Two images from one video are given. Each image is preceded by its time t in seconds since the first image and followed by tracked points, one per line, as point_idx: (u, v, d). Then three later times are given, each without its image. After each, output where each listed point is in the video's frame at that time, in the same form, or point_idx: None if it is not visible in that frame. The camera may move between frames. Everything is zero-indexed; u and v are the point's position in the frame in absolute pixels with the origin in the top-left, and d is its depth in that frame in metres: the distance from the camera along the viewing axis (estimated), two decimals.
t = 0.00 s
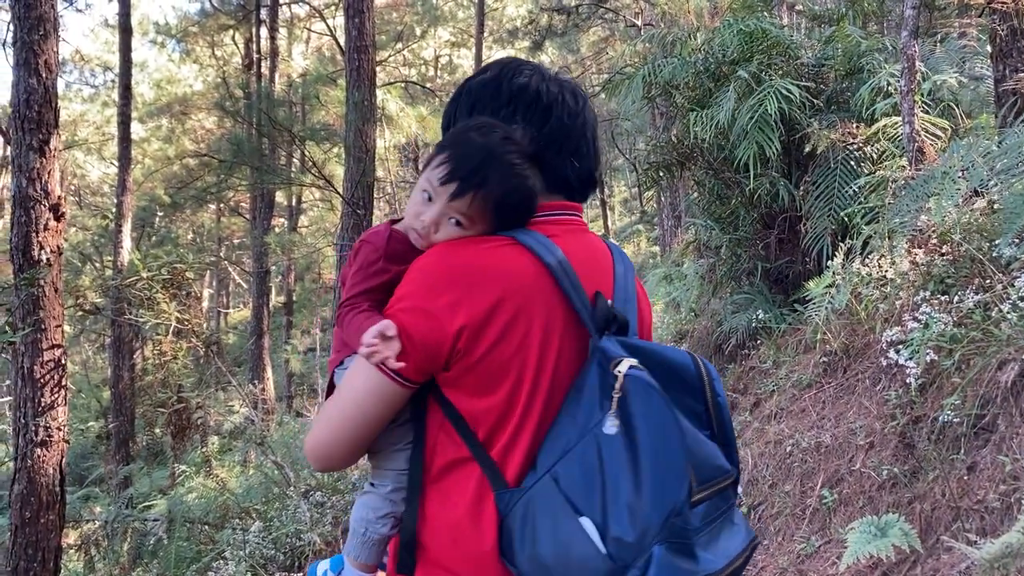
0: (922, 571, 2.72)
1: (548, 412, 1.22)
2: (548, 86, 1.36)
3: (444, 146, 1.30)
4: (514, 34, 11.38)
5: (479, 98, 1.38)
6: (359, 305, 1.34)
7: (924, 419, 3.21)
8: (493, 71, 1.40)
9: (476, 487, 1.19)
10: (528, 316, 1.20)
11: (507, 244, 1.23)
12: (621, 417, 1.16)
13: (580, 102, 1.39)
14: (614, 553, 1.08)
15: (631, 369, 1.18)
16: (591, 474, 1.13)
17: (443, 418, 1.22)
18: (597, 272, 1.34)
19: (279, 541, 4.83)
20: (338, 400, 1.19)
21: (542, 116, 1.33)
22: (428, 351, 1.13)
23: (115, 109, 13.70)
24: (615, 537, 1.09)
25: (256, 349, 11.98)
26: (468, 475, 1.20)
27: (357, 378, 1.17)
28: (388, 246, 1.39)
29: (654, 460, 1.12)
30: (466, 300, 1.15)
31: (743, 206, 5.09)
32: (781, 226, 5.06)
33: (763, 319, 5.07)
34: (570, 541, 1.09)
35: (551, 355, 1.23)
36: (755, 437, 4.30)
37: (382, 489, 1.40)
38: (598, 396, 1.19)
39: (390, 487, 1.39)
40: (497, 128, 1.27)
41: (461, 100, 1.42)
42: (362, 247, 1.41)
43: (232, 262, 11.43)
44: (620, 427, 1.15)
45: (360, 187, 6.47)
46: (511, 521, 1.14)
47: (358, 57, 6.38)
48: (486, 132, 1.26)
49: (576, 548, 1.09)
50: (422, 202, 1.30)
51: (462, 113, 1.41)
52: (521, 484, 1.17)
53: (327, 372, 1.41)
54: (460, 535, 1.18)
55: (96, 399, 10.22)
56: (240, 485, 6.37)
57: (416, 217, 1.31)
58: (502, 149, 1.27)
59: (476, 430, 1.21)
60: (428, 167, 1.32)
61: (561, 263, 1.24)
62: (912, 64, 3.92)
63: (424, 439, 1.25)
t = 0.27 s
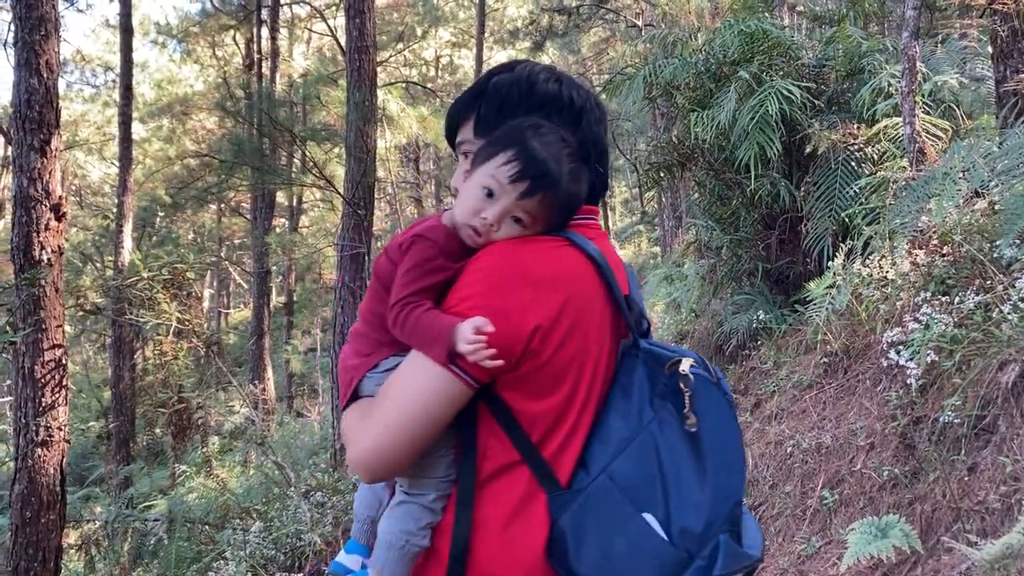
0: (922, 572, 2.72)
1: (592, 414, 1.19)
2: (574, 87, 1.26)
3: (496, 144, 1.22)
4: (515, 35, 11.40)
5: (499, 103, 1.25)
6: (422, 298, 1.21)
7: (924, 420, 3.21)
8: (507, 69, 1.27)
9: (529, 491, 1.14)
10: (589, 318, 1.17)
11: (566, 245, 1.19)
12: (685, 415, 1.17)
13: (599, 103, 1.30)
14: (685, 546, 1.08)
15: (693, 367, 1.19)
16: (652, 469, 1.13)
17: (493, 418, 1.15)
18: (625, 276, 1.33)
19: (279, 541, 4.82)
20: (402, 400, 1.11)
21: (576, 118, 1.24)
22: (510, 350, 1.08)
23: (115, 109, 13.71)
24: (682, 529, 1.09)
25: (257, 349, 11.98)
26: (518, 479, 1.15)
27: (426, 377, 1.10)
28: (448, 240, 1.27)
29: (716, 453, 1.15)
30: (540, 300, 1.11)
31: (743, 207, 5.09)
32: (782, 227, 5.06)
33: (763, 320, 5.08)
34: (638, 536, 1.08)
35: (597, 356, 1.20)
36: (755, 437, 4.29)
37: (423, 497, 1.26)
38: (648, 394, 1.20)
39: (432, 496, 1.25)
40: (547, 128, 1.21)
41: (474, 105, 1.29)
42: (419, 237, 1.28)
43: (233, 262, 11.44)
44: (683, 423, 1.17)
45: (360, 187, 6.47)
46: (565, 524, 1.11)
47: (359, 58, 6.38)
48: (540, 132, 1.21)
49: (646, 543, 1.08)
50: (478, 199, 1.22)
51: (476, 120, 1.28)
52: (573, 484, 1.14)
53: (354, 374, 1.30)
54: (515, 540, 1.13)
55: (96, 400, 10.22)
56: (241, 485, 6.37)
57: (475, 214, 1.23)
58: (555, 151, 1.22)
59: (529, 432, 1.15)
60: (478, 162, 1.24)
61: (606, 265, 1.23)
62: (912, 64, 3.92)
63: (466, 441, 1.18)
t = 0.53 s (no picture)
0: (922, 573, 2.72)
1: (626, 430, 1.26)
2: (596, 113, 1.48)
3: (556, 155, 1.30)
4: (515, 35, 11.41)
5: (532, 120, 1.44)
6: (491, 296, 1.21)
7: (924, 421, 3.21)
8: (537, 92, 1.47)
9: (577, 499, 1.15)
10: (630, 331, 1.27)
11: (611, 262, 1.29)
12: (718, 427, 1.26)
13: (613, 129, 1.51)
14: (723, 550, 1.14)
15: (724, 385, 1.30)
16: (689, 478, 1.20)
17: (545, 427, 1.18)
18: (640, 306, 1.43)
19: (279, 541, 4.82)
20: (477, 396, 1.12)
21: (601, 138, 1.44)
22: (587, 353, 1.14)
23: (116, 108, 13.70)
24: (721, 534, 1.15)
25: (257, 349, 11.98)
26: (567, 486, 1.16)
27: (502, 373, 1.12)
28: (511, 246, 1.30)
29: (745, 463, 1.24)
30: (599, 309, 1.20)
31: (743, 207, 5.09)
32: (782, 227, 5.06)
33: (763, 321, 5.08)
34: (682, 539, 1.13)
35: (629, 374, 1.28)
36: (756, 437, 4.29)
37: (473, 506, 1.22)
38: (676, 408, 1.30)
39: (482, 505, 1.22)
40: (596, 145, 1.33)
41: (504, 120, 1.47)
42: (489, 237, 1.29)
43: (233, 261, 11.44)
44: (712, 435, 1.26)
45: (361, 187, 6.47)
46: (612, 531, 1.13)
47: (359, 58, 6.38)
48: (594, 150, 1.31)
49: (690, 546, 1.12)
50: (541, 205, 1.28)
51: (507, 132, 1.46)
52: (616, 493, 1.17)
53: (407, 372, 1.30)
54: (568, 548, 1.12)
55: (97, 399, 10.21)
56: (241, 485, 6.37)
57: (538, 220, 1.28)
58: (610, 168, 1.31)
59: (579, 440, 1.18)
60: (537, 172, 1.30)
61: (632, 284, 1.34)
62: (913, 65, 3.92)
63: (514, 449, 1.19)
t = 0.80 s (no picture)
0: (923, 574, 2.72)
1: (629, 415, 1.29)
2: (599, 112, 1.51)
3: (566, 146, 1.34)
4: (516, 35, 11.42)
5: (542, 114, 1.46)
6: (508, 278, 1.22)
7: (925, 422, 3.21)
8: (546, 89, 1.49)
9: (589, 480, 1.17)
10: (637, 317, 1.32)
11: (618, 250, 1.33)
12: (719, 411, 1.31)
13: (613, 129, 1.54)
14: (725, 527, 1.19)
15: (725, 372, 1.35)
16: (691, 459, 1.25)
17: (558, 408, 1.21)
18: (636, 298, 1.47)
19: (279, 541, 4.81)
20: (502, 373, 1.13)
21: (608, 135, 1.47)
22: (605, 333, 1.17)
23: (117, 108, 13.70)
24: (723, 512, 1.21)
25: (257, 349, 11.97)
26: (578, 468, 1.18)
27: (524, 351, 1.14)
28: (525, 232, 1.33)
29: (745, 445, 1.29)
30: (610, 293, 1.24)
31: (745, 207, 5.09)
32: (783, 227, 5.05)
33: (764, 321, 5.08)
34: (687, 517, 1.17)
35: (632, 360, 1.32)
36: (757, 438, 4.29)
37: (492, 486, 1.22)
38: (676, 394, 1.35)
39: (499, 486, 1.22)
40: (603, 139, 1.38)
41: (513, 113, 1.48)
42: (507, 221, 1.30)
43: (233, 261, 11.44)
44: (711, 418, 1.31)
45: (362, 187, 6.47)
46: (620, 510, 1.16)
47: (360, 58, 6.38)
48: (602, 142, 1.36)
49: (696, 522, 1.17)
50: (555, 193, 1.32)
51: (516, 125, 1.47)
52: (623, 473, 1.20)
53: (425, 354, 1.30)
54: (583, 526, 1.15)
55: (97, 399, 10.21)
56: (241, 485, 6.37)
57: (550, 207, 1.32)
58: (616, 160, 1.36)
59: (589, 423, 1.21)
60: (548, 163, 1.34)
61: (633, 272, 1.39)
62: (914, 65, 3.91)
63: (528, 430, 1.22)
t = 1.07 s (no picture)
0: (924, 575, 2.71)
1: (620, 401, 1.32)
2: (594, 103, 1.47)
3: (545, 147, 1.35)
4: (517, 35, 11.41)
5: (532, 112, 1.43)
6: (486, 281, 1.27)
7: (926, 423, 3.20)
8: (537, 84, 1.46)
9: (577, 467, 1.23)
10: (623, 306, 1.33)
11: (603, 243, 1.34)
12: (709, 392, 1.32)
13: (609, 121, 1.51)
14: (714, 505, 1.21)
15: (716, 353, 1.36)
16: (681, 441, 1.26)
17: (546, 398, 1.26)
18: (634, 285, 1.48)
19: (279, 541, 4.80)
20: (476, 372, 1.18)
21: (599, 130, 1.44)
22: (575, 328, 1.20)
23: (118, 107, 13.69)
24: (712, 491, 1.22)
25: (257, 349, 11.96)
26: (568, 455, 1.24)
27: (498, 351, 1.18)
28: (505, 232, 1.36)
29: (736, 424, 1.29)
30: (590, 288, 1.25)
31: (745, 208, 5.08)
32: (784, 228, 5.05)
33: (765, 321, 5.07)
34: (673, 498, 1.20)
35: (622, 347, 1.34)
36: (759, 438, 4.29)
37: (479, 474, 1.29)
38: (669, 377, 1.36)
39: (487, 473, 1.29)
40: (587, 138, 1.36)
41: (506, 111, 1.46)
42: (483, 225, 1.34)
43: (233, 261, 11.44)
44: (700, 399, 1.32)
45: (362, 186, 6.47)
46: (610, 492, 1.21)
47: (361, 58, 6.38)
48: (583, 140, 1.35)
49: (680, 503, 1.20)
50: (532, 194, 1.33)
51: (507, 124, 1.46)
52: (613, 456, 1.24)
53: (413, 352, 1.34)
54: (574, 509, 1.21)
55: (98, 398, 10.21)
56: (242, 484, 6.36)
57: (528, 208, 1.34)
58: (596, 157, 1.36)
59: (577, 411, 1.25)
60: (527, 164, 1.35)
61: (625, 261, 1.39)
62: (915, 66, 3.91)
63: (518, 420, 1.28)
